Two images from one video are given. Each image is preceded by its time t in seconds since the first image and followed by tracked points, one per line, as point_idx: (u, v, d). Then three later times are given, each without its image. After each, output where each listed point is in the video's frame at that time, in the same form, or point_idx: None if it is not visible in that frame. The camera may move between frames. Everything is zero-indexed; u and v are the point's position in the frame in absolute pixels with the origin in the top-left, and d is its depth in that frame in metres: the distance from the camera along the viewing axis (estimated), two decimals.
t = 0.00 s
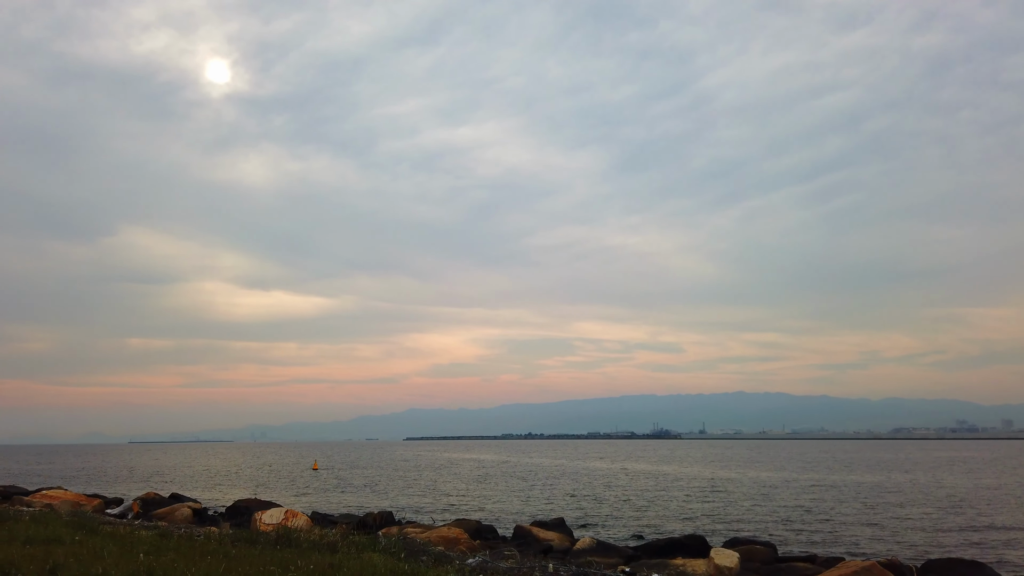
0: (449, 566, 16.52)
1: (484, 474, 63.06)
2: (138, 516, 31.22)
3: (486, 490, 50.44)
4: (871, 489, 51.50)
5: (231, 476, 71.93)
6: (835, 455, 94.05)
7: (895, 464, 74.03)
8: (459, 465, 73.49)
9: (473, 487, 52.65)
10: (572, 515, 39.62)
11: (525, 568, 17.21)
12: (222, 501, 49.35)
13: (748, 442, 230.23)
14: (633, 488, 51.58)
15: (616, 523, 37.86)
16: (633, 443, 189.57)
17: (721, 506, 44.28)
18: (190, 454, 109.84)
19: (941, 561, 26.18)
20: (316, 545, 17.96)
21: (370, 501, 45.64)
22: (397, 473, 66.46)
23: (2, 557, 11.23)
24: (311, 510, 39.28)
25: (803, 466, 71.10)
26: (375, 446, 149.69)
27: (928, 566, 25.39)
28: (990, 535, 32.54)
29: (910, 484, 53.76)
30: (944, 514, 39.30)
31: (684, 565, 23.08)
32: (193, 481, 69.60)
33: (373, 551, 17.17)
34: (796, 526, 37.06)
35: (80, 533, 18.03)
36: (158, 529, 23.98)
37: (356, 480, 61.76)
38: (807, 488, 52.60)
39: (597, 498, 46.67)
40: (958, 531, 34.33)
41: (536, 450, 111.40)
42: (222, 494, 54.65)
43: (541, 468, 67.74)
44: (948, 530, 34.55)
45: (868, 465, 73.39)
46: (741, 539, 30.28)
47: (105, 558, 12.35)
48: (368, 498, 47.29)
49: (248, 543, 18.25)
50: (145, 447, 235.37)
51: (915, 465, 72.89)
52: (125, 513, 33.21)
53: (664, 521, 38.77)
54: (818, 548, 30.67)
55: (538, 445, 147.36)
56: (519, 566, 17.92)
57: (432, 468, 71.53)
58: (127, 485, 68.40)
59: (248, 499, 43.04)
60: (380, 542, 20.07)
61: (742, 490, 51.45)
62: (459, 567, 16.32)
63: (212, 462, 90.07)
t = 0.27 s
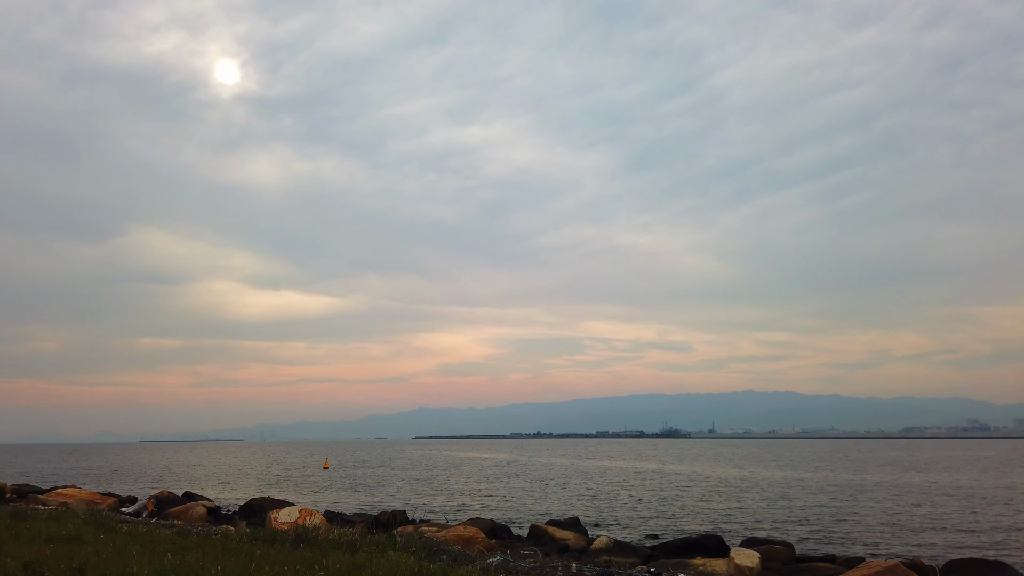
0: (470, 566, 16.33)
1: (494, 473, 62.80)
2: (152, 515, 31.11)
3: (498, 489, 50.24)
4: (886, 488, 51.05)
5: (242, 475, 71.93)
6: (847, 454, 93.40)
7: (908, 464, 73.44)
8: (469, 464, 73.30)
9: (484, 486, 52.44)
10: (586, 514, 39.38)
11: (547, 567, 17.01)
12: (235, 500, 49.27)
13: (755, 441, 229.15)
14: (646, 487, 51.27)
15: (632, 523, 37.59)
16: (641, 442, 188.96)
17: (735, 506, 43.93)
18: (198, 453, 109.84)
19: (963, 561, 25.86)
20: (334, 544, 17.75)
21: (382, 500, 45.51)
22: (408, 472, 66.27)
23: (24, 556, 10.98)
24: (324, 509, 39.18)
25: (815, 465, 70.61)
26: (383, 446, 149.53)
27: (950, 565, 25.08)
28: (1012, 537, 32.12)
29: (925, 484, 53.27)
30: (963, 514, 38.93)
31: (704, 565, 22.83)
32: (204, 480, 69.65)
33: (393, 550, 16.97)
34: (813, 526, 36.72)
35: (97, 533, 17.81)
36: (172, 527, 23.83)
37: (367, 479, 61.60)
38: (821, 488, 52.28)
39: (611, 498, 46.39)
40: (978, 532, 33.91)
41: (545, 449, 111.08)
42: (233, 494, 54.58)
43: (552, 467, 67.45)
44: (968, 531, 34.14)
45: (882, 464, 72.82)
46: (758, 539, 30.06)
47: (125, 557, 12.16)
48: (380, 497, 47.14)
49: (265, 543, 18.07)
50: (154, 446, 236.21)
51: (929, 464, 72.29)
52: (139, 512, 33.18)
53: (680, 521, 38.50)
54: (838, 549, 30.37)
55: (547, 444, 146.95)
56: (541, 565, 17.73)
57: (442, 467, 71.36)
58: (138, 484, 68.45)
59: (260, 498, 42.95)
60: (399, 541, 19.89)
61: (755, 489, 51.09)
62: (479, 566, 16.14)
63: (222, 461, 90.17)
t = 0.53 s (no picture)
0: (493, 565, 16.17)
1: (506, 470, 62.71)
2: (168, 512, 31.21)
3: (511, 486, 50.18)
4: (903, 486, 50.58)
5: (255, 472, 72.28)
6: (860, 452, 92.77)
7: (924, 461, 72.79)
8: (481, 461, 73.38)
9: (497, 483, 52.39)
10: (601, 511, 39.25)
11: (569, 567, 16.85)
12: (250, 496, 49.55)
13: (766, 438, 228.24)
14: (659, 485, 51.05)
15: (646, 521, 37.43)
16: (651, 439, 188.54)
17: (750, 504, 43.65)
18: (210, 450, 110.60)
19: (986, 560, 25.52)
20: (355, 542, 17.67)
21: (396, 496, 45.51)
22: (420, 469, 66.33)
23: (56, 555, 10.94)
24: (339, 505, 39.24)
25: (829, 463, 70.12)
26: (394, 442, 150.04)
27: (974, 564, 24.74)
28: None
29: (942, 481, 52.73)
30: (983, 512, 38.50)
31: (724, 564, 22.62)
32: (218, 476, 70.06)
33: (415, 549, 16.85)
34: (830, 525, 36.43)
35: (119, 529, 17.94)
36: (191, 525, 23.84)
37: (379, 476, 61.70)
38: (838, 486, 51.84)
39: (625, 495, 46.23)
40: (999, 531, 33.52)
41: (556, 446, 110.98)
42: (248, 490, 54.84)
43: (564, 464, 67.33)
44: (988, 530, 33.77)
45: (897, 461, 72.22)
46: (776, 537, 29.81)
47: (153, 556, 12.12)
48: (394, 494, 47.15)
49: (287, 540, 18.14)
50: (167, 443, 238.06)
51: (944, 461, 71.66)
52: (155, 508, 33.34)
53: (696, 518, 38.28)
54: (857, 548, 30.08)
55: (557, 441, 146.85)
56: (563, 564, 17.58)
57: (454, 463, 71.42)
58: (152, 480, 68.87)
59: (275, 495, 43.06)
60: (419, 539, 19.87)
61: (769, 487, 50.77)
62: (501, 565, 16.02)
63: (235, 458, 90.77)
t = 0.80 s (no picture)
0: (521, 565, 16.05)
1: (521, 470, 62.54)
2: (188, 511, 31.30)
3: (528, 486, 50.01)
4: (924, 487, 50.00)
5: (270, 471, 72.46)
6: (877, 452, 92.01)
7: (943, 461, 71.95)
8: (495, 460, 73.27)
9: (513, 483, 52.21)
10: (620, 512, 39.03)
11: (595, 568, 16.71)
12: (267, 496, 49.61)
13: (779, 438, 226.67)
14: (677, 485, 50.73)
15: (666, 521, 37.19)
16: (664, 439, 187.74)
17: (770, 504, 43.27)
18: (224, 450, 111.00)
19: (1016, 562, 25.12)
20: (380, 542, 17.62)
21: (413, 496, 45.43)
22: (435, 469, 66.30)
23: (89, 555, 10.83)
24: (357, 505, 39.26)
25: (847, 463, 69.47)
26: (406, 443, 150.06)
27: (1004, 566, 24.35)
28: None
29: (964, 482, 52.09)
30: (1009, 514, 37.93)
31: (749, 565, 22.38)
32: (233, 476, 70.30)
33: (442, 549, 16.76)
34: (853, 527, 36.01)
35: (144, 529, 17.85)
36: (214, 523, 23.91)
37: (394, 475, 61.63)
38: (857, 486, 51.34)
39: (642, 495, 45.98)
40: None
41: (569, 446, 110.69)
42: (264, 489, 55.04)
43: (579, 463, 67.08)
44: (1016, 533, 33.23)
45: (916, 462, 71.38)
46: (800, 538, 29.52)
47: (183, 555, 12.07)
48: (411, 494, 47.10)
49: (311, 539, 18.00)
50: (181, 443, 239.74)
51: (965, 461, 70.79)
52: (176, 507, 33.59)
53: (716, 519, 37.99)
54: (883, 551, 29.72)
55: (570, 441, 146.39)
56: (589, 564, 17.48)
57: (469, 463, 71.29)
58: (168, 479, 69.16)
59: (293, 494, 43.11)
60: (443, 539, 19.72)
61: (789, 487, 50.30)
62: (529, 566, 15.89)
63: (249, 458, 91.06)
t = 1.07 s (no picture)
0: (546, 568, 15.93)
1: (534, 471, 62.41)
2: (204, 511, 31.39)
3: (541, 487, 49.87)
4: (942, 488, 49.47)
5: (282, 471, 72.71)
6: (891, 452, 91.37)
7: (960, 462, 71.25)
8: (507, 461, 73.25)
9: (526, 484, 52.08)
10: (636, 513, 38.86)
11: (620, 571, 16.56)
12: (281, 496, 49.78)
13: (790, 439, 225.18)
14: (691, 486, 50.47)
15: (683, 523, 36.98)
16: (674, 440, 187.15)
17: (787, 506, 42.92)
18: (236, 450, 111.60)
19: None
20: (402, 545, 17.55)
21: (427, 497, 45.36)
22: (447, 469, 66.29)
23: (120, 557, 10.86)
24: (372, 506, 39.26)
25: (862, 464, 68.89)
26: (416, 443, 150.24)
27: None
28: None
29: (983, 483, 51.52)
30: None
31: (771, 568, 22.16)
32: (246, 476, 70.56)
33: (464, 552, 16.67)
34: (873, 530, 35.61)
35: (166, 530, 17.91)
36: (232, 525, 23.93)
37: (406, 476, 61.65)
38: (873, 488, 50.90)
39: (657, 496, 45.78)
40: None
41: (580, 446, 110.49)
42: (278, 490, 55.17)
43: (592, 464, 66.85)
44: None
45: (933, 462, 70.68)
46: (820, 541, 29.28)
47: (210, 557, 12.06)
48: (424, 494, 47.06)
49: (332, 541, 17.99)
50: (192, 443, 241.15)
51: (982, 462, 70.04)
52: (192, 508, 33.75)
53: (734, 521, 37.74)
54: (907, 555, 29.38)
55: (580, 442, 146.06)
56: (612, 568, 17.34)
57: (481, 463, 71.24)
58: (182, 480, 69.51)
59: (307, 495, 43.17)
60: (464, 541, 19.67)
61: (805, 489, 49.88)
62: (553, 569, 15.81)
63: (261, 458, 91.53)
